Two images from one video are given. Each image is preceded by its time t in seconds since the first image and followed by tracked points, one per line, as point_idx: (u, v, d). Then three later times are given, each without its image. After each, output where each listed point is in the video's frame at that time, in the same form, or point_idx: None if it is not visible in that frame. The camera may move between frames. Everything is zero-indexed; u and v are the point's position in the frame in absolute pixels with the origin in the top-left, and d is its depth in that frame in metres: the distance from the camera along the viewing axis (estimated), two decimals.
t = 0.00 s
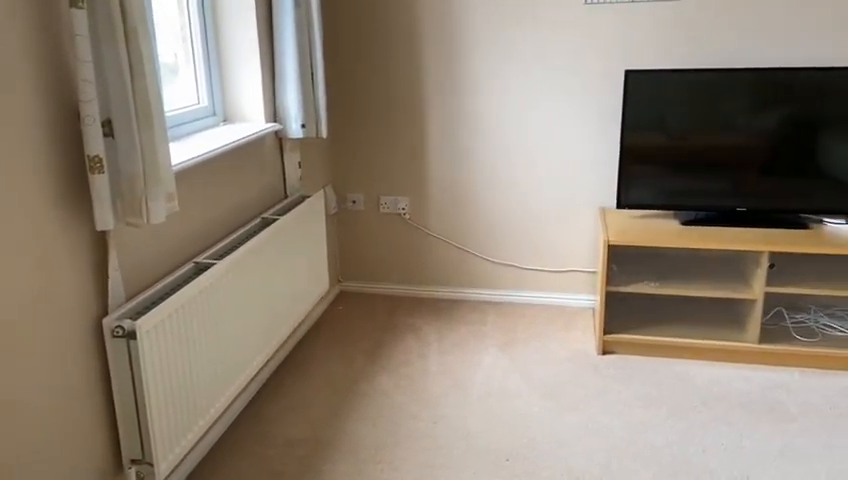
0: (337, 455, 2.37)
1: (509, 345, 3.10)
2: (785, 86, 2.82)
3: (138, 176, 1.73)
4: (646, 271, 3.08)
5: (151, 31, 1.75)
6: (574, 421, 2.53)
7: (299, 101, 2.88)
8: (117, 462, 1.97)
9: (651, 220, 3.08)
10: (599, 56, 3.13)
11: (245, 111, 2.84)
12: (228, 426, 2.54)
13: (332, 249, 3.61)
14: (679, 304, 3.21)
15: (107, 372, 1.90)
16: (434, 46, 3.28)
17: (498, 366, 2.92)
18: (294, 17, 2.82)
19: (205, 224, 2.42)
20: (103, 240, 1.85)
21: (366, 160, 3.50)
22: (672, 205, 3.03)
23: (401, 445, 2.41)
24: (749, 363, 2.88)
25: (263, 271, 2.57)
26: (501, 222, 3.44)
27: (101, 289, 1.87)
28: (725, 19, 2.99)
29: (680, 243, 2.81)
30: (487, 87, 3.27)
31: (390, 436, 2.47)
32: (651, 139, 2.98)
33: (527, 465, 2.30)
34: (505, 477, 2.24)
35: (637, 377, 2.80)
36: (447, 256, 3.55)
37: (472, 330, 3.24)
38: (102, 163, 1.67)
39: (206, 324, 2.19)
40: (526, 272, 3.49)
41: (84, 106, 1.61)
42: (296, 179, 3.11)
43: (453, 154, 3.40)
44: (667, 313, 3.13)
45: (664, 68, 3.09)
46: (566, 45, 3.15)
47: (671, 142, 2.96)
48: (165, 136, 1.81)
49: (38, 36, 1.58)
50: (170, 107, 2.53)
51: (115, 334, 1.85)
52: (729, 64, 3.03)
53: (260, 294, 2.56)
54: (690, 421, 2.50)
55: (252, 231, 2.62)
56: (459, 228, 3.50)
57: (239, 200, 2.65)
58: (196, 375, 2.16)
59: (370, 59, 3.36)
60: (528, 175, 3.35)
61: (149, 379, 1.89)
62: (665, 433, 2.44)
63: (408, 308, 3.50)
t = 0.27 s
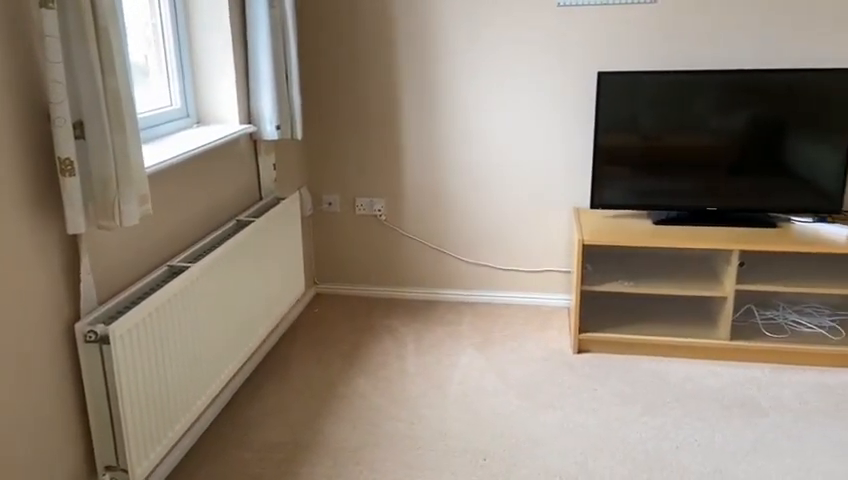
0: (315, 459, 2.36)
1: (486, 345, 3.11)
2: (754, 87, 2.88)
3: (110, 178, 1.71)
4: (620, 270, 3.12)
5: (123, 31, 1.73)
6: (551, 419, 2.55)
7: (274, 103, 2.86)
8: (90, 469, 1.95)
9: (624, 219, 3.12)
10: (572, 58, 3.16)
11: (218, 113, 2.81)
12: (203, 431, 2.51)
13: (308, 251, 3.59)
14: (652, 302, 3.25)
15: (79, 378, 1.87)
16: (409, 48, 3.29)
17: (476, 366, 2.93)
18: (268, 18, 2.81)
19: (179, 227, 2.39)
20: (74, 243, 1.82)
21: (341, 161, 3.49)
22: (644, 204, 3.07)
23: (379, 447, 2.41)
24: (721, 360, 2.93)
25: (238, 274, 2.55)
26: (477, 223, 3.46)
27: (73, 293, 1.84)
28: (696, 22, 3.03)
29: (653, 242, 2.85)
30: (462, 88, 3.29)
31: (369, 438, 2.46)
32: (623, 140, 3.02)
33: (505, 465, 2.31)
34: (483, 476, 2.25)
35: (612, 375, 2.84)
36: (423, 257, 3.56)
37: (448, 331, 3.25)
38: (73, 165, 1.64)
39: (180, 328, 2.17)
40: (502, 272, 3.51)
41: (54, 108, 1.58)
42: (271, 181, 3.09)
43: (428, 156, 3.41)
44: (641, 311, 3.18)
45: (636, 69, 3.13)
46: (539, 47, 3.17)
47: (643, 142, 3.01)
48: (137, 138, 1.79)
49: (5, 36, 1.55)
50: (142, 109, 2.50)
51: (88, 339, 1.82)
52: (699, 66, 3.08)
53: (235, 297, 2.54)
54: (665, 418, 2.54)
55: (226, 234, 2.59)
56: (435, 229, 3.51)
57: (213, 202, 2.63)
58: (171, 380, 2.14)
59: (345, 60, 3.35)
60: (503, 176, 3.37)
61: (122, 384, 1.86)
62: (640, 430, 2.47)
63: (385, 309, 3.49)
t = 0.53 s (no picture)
0: (292, 463, 2.34)
1: (463, 346, 3.12)
2: (723, 89, 2.93)
3: (81, 182, 1.68)
4: (595, 270, 3.15)
5: (93, 32, 1.70)
6: (528, 419, 2.57)
7: (248, 105, 2.83)
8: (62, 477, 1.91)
9: (598, 220, 3.15)
10: (546, 60, 3.19)
11: (191, 115, 2.78)
12: (178, 437, 2.48)
13: (283, 253, 3.57)
14: (626, 302, 3.29)
15: (49, 385, 1.84)
16: (383, 50, 3.28)
17: (453, 367, 2.94)
18: (241, 19, 2.78)
19: (151, 230, 2.36)
20: (44, 248, 1.79)
21: (316, 163, 3.48)
22: (618, 205, 3.11)
23: (356, 450, 2.40)
24: (694, 359, 2.97)
25: (213, 277, 2.52)
26: (453, 224, 3.47)
27: (42, 299, 1.81)
28: (667, 24, 3.07)
29: (627, 243, 2.88)
30: (437, 90, 3.29)
31: (346, 441, 2.45)
32: (596, 141, 3.05)
33: (482, 465, 2.32)
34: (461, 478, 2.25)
35: (588, 374, 2.86)
36: (400, 259, 3.56)
37: (425, 333, 3.25)
38: (42, 169, 1.61)
39: (153, 333, 2.14)
40: (478, 273, 3.52)
41: (23, 110, 1.55)
42: (245, 183, 3.06)
43: (403, 158, 3.41)
44: (615, 311, 3.21)
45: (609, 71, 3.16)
46: (513, 49, 3.19)
47: (616, 143, 3.04)
48: (109, 140, 1.76)
49: None
50: (112, 111, 2.47)
51: (59, 346, 1.79)
52: (671, 68, 3.11)
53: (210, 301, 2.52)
54: (639, 416, 2.57)
55: (200, 237, 2.57)
56: (412, 231, 3.51)
57: (186, 205, 2.60)
58: (145, 385, 2.11)
59: (319, 62, 3.34)
60: (478, 177, 3.38)
61: (94, 390, 1.83)
62: (615, 428, 2.50)
63: (361, 312, 3.48)
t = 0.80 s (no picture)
0: (268, 468, 2.31)
1: (440, 348, 3.12)
2: (695, 91, 2.97)
3: (49, 186, 1.64)
4: (570, 271, 3.17)
5: (61, 33, 1.66)
6: (505, 420, 2.57)
7: (221, 106, 2.80)
8: None
9: (573, 221, 3.17)
10: (521, 62, 3.20)
11: (163, 116, 2.74)
12: (151, 444, 2.44)
13: (258, 257, 3.53)
14: (601, 302, 3.32)
15: (17, 393, 1.80)
16: (358, 51, 3.27)
17: (430, 369, 2.93)
18: (213, 19, 2.75)
19: (122, 235, 2.32)
20: (10, 253, 1.76)
21: (291, 165, 3.45)
22: (592, 206, 3.13)
23: (333, 454, 2.38)
24: (669, 357, 3.00)
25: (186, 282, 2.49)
26: (429, 225, 3.46)
27: (8, 305, 1.77)
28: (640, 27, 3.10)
29: (601, 244, 2.90)
30: (412, 92, 3.29)
31: (323, 445, 2.43)
32: (571, 142, 3.07)
33: (460, 467, 2.31)
34: None
35: (564, 375, 2.88)
36: (376, 261, 3.54)
37: (402, 335, 3.24)
38: (9, 173, 1.57)
39: (125, 339, 2.10)
40: (455, 275, 3.52)
41: None
42: (219, 186, 3.02)
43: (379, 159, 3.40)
44: (591, 311, 3.23)
45: (582, 73, 3.18)
46: (488, 51, 3.20)
47: (590, 145, 3.06)
48: (78, 144, 1.72)
49: None
50: (81, 113, 2.42)
51: (27, 353, 1.75)
52: (644, 70, 3.14)
53: (183, 306, 2.48)
54: (615, 416, 2.59)
55: (173, 241, 2.53)
56: (388, 233, 3.50)
57: (158, 209, 2.56)
58: (117, 392, 2.07)
59: (293, 64, 3.31)
60: (454, 178, 3.38)
61: (64, 398, 1.80)
62: (592, 428, 2.51)
63: (338, 314, 3.46)
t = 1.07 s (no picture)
0: (245, 473, 2.30)
1: (418, 350, 3.12)
2: (667, 94, 3.01)
3: (19, 191, 1.62)
4: (547, 272, 3.20)
5: (31, 35, 1.63)
6: (482, 421, 2.59)
7: (195, 109, 2.78)
8: None
9: (549, 223, 3.20)
10: (496, 65, 3.22)
11: (136, 119, 2.71)
12: (126, 450, 2.41)
13: (234, 260, 3.51)
14: (577, 303, 3.35)
15: None
16: (333, 53, 3.26)
17: (408, 371, 2.94)
18: (187, 21, 2.72)
19: (95, 239, 2.29)
20: None
21: (266, 168, 3.43)
22: (567, 207, 3.16)
23: (311, 458, 2.38)
24: (644, 357, 3.04)
25: (160, 286, 2.46)
26: (406, 227, 3.47)
27: None
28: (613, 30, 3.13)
29: (576, 245, 2.93)
30: (388, 94, 3.29)
31: (300, 449, 2.42)
32: (546, 144, 3.10)
33: (438, 468, 2.32)
34: None
35: (541, 375, 2.90)
36: (353, 264, 3.54)
37: (380, 337, 3.24)
38: None
39: (99, 344, 2.07)
40: (432, 276, 3.53)
41: None
42: (193, 189, 2.99)
43: (355, 161, 3.39)
44: (567, 312, 3.26)
45: (557, 76, 3.21)
46: (463, 53, 3.21)
47: (565, 147, 3.09)
48: (48, 148, 1.70)
49: None
50: (52, 115, 2.38)
51: None
52: (618, 73, 3.18)
53: (158, 310, 2.45)
54: (591, 415, 2.61)
55: (147, 244, 2.50)
56: (365, 236, 3.49)
57: (131, 212, 2.53)
58: (90, 398, 2.04)
59: (268, 66, 3.29)
60: (431, 180, 3.39)
61: (37, 405, 1.77)
62: (568, 428, 2.54)
63: (315, 317, 3.45)
